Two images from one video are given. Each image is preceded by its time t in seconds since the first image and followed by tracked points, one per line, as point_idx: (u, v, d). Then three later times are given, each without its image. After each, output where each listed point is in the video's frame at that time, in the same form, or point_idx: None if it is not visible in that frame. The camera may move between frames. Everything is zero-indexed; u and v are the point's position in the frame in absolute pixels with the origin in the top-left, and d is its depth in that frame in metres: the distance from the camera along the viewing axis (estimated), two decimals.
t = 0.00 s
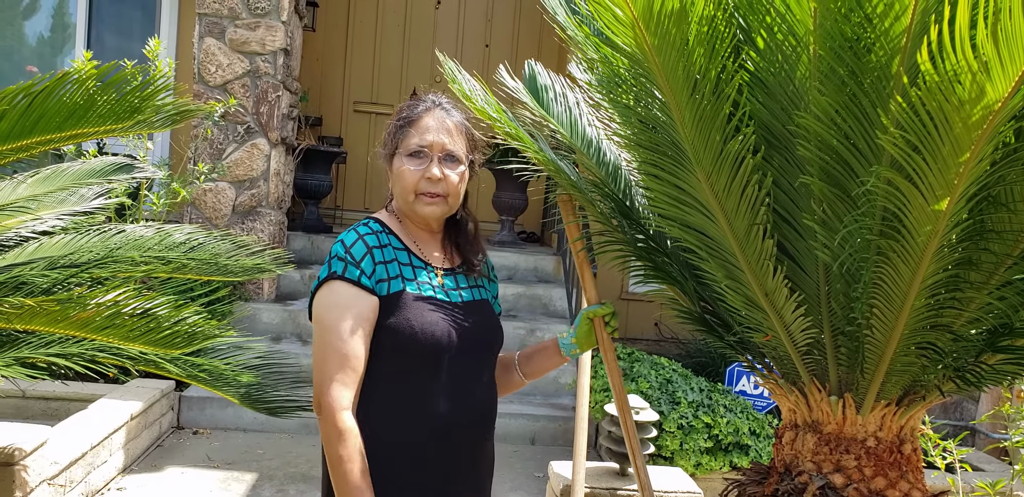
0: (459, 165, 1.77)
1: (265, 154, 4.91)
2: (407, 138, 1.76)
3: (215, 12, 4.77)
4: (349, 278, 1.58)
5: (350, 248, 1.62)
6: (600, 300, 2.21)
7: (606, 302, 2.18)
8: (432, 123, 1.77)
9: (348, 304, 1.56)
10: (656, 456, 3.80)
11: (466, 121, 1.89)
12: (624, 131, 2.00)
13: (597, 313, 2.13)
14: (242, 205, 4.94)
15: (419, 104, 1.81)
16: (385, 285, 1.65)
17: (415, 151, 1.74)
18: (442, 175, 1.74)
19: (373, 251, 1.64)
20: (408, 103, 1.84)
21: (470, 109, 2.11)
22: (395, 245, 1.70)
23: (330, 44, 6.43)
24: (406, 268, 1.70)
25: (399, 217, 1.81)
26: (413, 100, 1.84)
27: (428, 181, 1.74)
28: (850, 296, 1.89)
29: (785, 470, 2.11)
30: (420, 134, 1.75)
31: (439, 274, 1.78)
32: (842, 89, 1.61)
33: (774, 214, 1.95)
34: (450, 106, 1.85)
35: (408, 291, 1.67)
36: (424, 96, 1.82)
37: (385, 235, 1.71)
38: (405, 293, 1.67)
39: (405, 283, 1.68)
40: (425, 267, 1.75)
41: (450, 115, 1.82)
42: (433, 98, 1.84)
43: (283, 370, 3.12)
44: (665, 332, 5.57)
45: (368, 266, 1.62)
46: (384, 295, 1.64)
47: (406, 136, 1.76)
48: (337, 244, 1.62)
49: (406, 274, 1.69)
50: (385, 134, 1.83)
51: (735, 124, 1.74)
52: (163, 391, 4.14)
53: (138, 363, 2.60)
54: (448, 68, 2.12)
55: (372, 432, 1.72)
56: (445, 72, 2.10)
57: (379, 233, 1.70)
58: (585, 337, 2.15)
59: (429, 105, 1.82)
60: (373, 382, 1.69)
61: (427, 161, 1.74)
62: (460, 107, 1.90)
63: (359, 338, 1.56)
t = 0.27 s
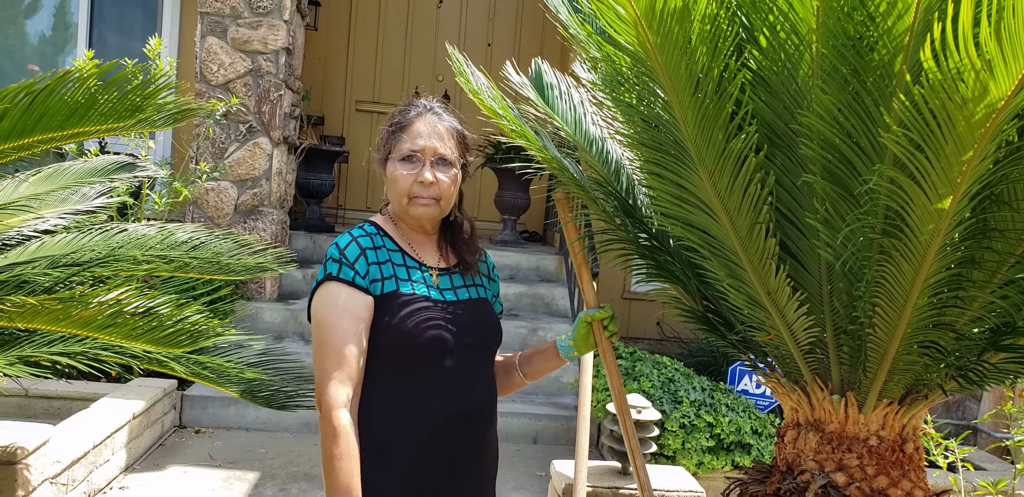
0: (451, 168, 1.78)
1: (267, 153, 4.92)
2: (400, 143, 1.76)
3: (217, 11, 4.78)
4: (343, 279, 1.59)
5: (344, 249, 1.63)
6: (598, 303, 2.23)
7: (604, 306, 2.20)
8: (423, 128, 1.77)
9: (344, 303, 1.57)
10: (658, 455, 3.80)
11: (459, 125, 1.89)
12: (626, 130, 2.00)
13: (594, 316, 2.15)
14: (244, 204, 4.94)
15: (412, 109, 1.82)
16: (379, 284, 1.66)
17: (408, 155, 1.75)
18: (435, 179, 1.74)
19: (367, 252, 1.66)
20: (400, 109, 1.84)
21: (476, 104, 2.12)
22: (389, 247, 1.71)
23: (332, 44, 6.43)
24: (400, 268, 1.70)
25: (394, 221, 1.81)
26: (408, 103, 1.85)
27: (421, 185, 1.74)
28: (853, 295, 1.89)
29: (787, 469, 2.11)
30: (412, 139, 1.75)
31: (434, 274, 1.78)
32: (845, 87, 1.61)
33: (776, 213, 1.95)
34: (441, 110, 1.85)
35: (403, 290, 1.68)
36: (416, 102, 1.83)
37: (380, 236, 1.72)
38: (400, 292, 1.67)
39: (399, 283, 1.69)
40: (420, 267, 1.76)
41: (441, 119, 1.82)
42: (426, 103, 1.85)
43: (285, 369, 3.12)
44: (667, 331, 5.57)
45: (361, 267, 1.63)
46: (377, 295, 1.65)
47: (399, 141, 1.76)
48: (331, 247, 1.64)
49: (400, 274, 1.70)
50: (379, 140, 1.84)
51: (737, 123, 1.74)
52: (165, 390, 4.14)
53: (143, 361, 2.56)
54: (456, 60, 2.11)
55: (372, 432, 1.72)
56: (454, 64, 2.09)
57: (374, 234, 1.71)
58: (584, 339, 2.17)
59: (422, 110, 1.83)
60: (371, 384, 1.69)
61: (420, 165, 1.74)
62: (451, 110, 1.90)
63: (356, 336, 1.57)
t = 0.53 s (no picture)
0: (455, 164, 1.78)
1: (267, 149, 4.91)
2: (404, 139, 1.76)
3: (217, 7, 4.76)
4: (344, 275, 1.61)
5: (345, 246, 1.65)
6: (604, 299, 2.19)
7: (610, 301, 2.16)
8: (426, 124, 1.77)
9: (343, 299, 1.60)
10: (659, 451, 3.81)
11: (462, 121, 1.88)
12: (628, 125, 1.99)
13: (600, 312, 2.11)
14: (245, 201, 4.94)
15: (415, 106, 1.83)
16: (379, 282, 1.67)
17: (412, 151, 1.75)
18: (439, 174, 1.73)
19: (368, 249, 1.67)
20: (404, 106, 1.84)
21: (476, 102, 2.09)
22: (390, 244, 1.73)
23: (333, 40, 6.42)
24: (401, 266, 1.71)
25: (397, 217, 1.82)
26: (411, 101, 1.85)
27: (424, 180, 1.73)
28: (856, 291, 1.88)
29: (789, 465, 2.10)
30: (415, 134, 1.76)
31: (435, 272, 1.78)
32: (848, 82, 1.61)
33: (778, 209, 1.95)
34: (444, 107, 1.85)
35: (403, 288, 1.68)
36: (419, 99, 1.84)
37: (382, 233, 1.73)
38: (399, 290, 1.68)
39: (399, 280, 1.69)
40: (422, 266, 1.76)
41: (444, 116, 1.82)
42: (429, 100, 1.85)
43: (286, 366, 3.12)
44: (668, 327, 5.57)
45: (361, 264, 1.65)
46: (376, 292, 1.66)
47: (403, 137, 1.76)
48: (333, 243, 1.66)
49: (401, 271, 1.71)
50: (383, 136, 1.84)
51: (740, 118, 1.74)
52: (165, 387, 4.14)
53: (145, 358, 2.62)
54: (455, 58, 2.08)
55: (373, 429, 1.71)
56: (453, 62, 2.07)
57: (376, 232, 1.72)
58: (590, 334, 2.14)
59: (425, 107, 1.83)
60: (373, 380, 1.70)
61: (423, 161, 1.74)
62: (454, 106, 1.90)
63: (353, 332, 1.59)
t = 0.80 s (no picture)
0: (459, 155, 1.78)
1: (266, 144, 4.90)
2: (407, 133, 1.77)
3: (217, 1, 4.75)
4: (349, 270, 1.62)
5: (352, 240, 1.65)
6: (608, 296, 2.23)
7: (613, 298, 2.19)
8: (429, 116, 1.78)
9: (348, 292, 1.60)
10: (658, 448, 3.81)
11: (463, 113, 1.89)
12: (629, 121, 1.99)
13: (604, 308, 2.15)
14: (244, 196, 4.93)
15: (417, 100, 1.83)
16: (384, 277, 1.67)
17: (415, 145, 1.75)
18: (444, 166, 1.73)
19: (375, 243, 1.67)
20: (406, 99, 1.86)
21: (478, 95, 2.10)
22: (397, 238, 1.73)
23: (333, 34, 6.40)
24: (407, 261, 1.71)
25: (405, 212, 1.81)
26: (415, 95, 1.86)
27: (429, 172, 1.73)
28: (856, 288, 1.88)
29: (788, 462, 2.10)
30: (418, 128, 1.77)
31: (442, 266, 1.78)
32: (850, 79, 1.60)
33: (780, 206, 1.94)
34: (446, 99, 1.86)
35: (409, 283, 1.69)
36: (422, 92, 1.85)
37: (389, 228, 1.73)
38: (405, 285, 1.68)
39: (405, 274, 1.69)
40: (429, 260, 1.76)
41: (446, 108, 1.83)
42: (432, 94, 1.86)
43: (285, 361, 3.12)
44: (667, 324, 5.57)
45: (368, 258, 1.65)
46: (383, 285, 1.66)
47: (406, 131, 1.78)
48: (340, 237, 1.66)
49: (407, 266, 1.71)
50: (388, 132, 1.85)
51: (742, 114, 1.73)
52: (164, 381, 4.14)
53: (142, 352, 2.59)
54: (456, 52, 2.09)
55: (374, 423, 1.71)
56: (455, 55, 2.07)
57: (382, 226, 1.72)
58: (595, 331, 2.16)
59: (428, 100, 1.84)
60: (376, 375, 1.70)
61: (427, 153, 1.74)
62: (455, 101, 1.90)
63: (356, 325, 1.59)
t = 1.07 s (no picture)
0: (452, 148, 1.76)
1: (264, 138, 4.88)
2: (398, 126, 1.76)
3: None
4: (343, 265, 1.60)
5: (345, 235, 1.63)
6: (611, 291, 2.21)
7: (616, 293, 2.18)
8: (420, 109, 1.76)
9: (342, 287, 1.58)
10: (655, 443, 3.81)
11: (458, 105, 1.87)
12: (628, 116, 1.98)
13: (608, 303, 2.13)
14: (242, 190, 4.91)
15: (410, 92, 1.81)
16: (378, 272, 1.65)
17: (407, 138, 1.74)
18: (435, 158, 1.72)
19: (368, 238, 1.65)
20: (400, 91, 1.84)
21: (475, 90, 2.09)
22: (391, 232, 1.71)
23: (331, 29, 6.38)
24: (401, 256, 1.69)
25: (399, 206, 1.80)
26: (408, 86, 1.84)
27: (421, 165, 1.72)
28: (855, 284, 1.87)
29: (786, 458, 2.10)
30: (409, 121, 1.75)
31: (437, 260, 1.77)
32: (850, 74, 1.60)
33: (778, 201, 1.94)
34: (439, 91, 1.84)
35: (403, 278, 1.67)
36: (414, 84, 1.83)
37: (383, 222, 1.71)
38: (399, 280, 1.67)
39: (398, 270, 1.68)
40: (424, 254, 1.74)
41: (439, 100, 1.80)
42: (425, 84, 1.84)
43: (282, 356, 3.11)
44: (665, 319, 5.56)
45: (361, 253, 1.63)
46: (376, 281, 1.65)
47: (398, 124, 1.76)
48: (333, 232, 1.64)
49: (401, 261, 1.69)
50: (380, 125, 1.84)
51: (741, 109, 1.72)
52: (161, 376, 4.13)
53: (139, 346, 2.57)
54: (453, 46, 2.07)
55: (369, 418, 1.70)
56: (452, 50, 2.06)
57: (376, 220, 1.70)
58: (599, 325, 2.15)
59: (419, 92, 1.82)
60: (371, 369, 1.69)
61: (419, 146, 1.73)
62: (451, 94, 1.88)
63: (350, 321, 1.58)
